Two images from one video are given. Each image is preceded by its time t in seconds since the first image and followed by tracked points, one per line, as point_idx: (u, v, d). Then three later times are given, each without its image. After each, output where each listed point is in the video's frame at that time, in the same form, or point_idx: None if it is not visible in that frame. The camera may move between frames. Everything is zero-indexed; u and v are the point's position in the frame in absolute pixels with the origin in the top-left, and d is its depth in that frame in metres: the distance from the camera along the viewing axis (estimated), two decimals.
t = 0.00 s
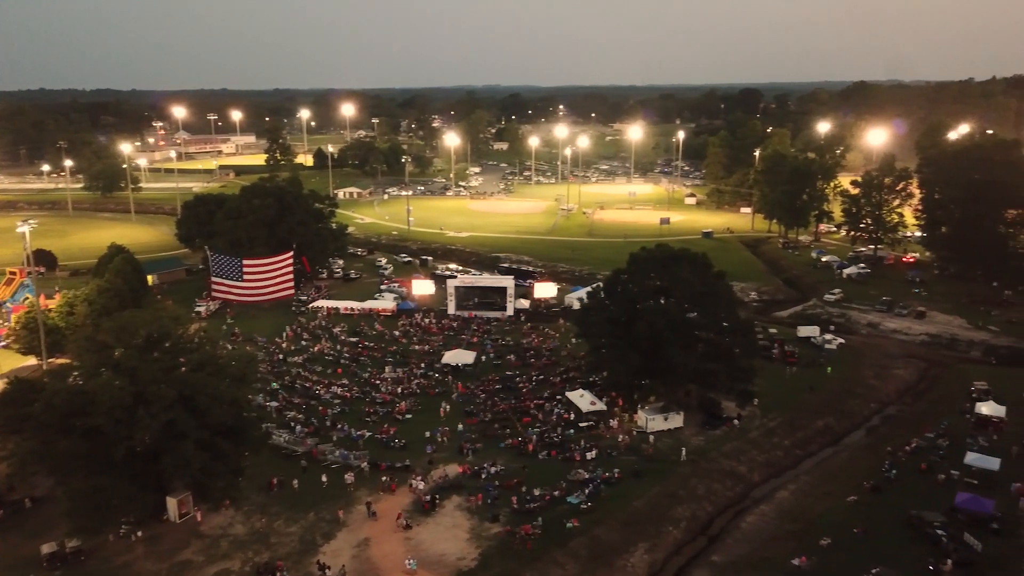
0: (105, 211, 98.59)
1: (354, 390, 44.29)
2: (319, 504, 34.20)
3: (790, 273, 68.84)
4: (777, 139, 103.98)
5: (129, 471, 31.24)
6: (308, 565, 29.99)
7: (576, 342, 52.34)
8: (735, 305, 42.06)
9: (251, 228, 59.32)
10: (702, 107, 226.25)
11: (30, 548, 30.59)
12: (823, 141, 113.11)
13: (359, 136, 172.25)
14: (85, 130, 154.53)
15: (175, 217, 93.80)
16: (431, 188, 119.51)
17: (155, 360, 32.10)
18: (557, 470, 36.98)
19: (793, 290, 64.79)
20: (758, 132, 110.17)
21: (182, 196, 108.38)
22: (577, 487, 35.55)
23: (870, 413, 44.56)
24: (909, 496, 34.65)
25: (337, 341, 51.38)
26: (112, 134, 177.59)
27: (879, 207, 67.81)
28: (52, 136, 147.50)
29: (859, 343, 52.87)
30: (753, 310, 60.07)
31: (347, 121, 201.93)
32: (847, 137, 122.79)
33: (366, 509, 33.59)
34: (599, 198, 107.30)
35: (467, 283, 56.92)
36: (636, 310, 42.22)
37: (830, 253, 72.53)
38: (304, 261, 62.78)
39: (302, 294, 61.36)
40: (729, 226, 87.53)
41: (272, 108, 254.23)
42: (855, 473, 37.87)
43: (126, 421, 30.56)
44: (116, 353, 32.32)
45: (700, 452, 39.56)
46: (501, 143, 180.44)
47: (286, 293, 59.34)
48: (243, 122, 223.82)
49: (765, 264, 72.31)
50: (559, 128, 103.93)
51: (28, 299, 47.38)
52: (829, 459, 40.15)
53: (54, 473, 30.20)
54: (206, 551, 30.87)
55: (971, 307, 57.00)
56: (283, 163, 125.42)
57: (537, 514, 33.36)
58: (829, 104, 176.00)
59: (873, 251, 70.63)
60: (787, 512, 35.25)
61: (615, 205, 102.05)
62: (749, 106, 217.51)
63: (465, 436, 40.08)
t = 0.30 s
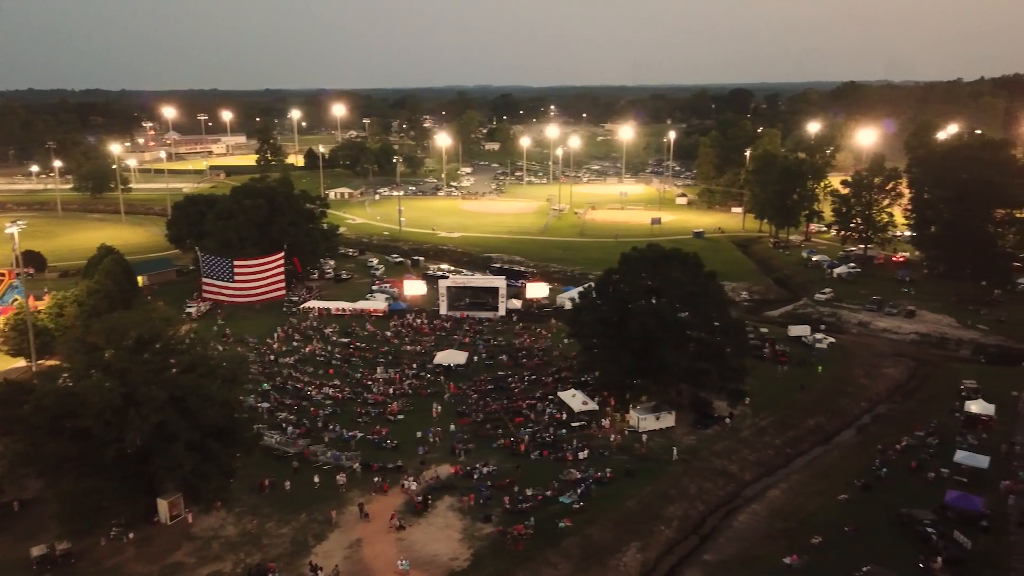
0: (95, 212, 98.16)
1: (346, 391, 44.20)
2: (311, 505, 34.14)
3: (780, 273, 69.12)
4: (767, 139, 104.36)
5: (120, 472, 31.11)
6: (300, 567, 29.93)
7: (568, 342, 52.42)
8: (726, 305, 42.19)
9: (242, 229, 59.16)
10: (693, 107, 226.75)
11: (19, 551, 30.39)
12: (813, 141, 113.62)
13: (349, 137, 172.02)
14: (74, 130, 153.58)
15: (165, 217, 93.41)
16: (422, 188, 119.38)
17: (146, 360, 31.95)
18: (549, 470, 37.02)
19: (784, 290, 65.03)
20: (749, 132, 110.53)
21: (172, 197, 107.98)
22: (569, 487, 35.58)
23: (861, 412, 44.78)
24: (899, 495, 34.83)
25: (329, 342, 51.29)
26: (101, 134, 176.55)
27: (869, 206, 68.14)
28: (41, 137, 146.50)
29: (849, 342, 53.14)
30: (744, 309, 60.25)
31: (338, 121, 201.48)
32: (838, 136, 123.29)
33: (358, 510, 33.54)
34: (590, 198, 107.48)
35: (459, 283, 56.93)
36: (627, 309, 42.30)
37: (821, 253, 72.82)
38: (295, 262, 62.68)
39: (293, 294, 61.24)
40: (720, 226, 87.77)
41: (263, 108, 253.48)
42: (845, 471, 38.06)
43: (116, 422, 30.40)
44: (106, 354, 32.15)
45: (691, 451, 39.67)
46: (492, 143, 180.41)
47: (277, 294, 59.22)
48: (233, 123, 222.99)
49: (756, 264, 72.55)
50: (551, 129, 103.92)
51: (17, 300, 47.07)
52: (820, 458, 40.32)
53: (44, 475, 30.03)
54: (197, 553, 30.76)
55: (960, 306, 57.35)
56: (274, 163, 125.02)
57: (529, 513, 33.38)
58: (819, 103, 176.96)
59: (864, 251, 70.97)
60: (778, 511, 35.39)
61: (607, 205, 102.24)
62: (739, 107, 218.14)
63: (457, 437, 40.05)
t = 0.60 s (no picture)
0: (81, 213, 97.54)
1: (335, 392, 44.08)
2: (300, 506, 34.04)
3: (768, 272, 69.40)
4: (755, 139, 104.80)
5: (107, 475, 30.89)
6: (289, 569, 29.84)
7: (557, 342, 52.47)
8: (715, 304, 42.34)
9: (230, 230, 58.93)
10: (682, 108, 227.41)
11: (6, 555, 30.14)
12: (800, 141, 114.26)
13: (338, 137, 171.56)
14: (59, 131, 152.35)
15: (152, 219, 92.90)
16: (411, 189, 119.17)
17: (133, 362, 31.74)
18: (538, 470, 37.03)
19: (773, 289, 65.32)
20: (737, 132, 110.98)
21: (159, 198, 107.36)
22: (559, 486, 35.63)
23: (848, 411, 45.05)
24: (887, 492, 35.03)
25: (318, 343, 51.15)
26: (88, 134, 175.18)
27: (857, 206, 68.55)
28: (26, 138, 145.20)
29: (837, 341, 53.45)
30: (732, 309, 60.48)
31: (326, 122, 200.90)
32: (825, 136, 123.99)
33: (348, 511, 33.46)
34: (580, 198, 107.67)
35: (448, 284, 56.93)
36: (617, 309, 42.40)
37: (808, 252, 73.17)
38: (284, 263, 62.50)
39: (282, 296, 61.07)
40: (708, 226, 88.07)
41: (251, 109, 252.35)
42: (833, 469, 38.27)
43: (103, 425, 30.21)
44: (93, 356, 31.90)
45: (681, 451, 39.79)
46: (481, 143, 180.29)
47: (265, 295, 59.02)
48: (220, 124, 221.87)
49: (745, 264, 72.84)
50: (540, 129, 104.01)
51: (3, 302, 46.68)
52: (808, 456, 40.52)
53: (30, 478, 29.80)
54: (186, 555, 30.60)
55: (947, 305, 57.79)
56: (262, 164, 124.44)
57: (519, 514, 33.39)
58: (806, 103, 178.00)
59: (851, 250, 71.42)
60: (767, 509, 35.54)
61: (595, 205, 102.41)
62: (727, 107, 218.97)
63: (447, 437, 40.04)
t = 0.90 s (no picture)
0: (68, 214, 97.01)
1: (325, 393, 43.98)
2: (291, 508, 33.91)
3: (758, 272, 69.67)
4: (744, 139, 105.15)
5: (96, 478, 30.69)
6: (280, 570, 29.76)
7: (548, 342, 52.51)
8: (705, 304, 42.45)
9: (219, 231, 58.75)
10: (671, 108, 228.00)
11: None
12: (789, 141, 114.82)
13: (328, 137, 171.06)
14: (46, 132, 151.23)
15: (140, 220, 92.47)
16: (401, 189, 118.96)
17: (122, 364, 31.56)
18: (530, 470, 37.04)
19: (762, 288, 65.60)
20: (726, 132, 111.39)
21: (147, 198, 106.83)
22: (550, 486, 35.66)
23: (838, 409, 45.28)
24: (876, 491, 35.20)
25: (308, 344, 51.03)
26: (75, 135, 173.89)
27: (845, 205, 68.87)
28: (12, 139, 144.07)
29: (827, 340, 53.72)
30: (722, 308, 60.69)
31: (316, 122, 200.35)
32: (814, 136, 124.56)
33: (339, 512, 33.39)
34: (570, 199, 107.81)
35: (439, 284, 56.91)
36: (607, 309, 42.49)
37: (798, 252, 73.48)
38: (273, 264, 62.31)
39: (272, 297, 60.84)
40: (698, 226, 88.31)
41: (239, 109, 251.21)
42: (823, 467, 38.44)
43: (92, 427, 30.02)
44: (81, 358, 31.71)
45: (671, 450, 39.90)
46: (471, 143, 180.26)
47: (255, 296, 58.82)
48: (209, 124, 220.82)
49: (734, 263, 73.09)
50: (529, 129, 104.06)
51: None
52: (798, 455, 40.69)
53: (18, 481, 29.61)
54: (177, 557, 30.44)
55: (935, 304, 58.15)
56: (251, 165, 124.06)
57: (510, 514, 33.38)
58: (795, 103, 179.11)
59: (840, 249, 71.79)
60: (758, 508, 35.66)
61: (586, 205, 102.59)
62: (717, 107, 219.63)
63: (438, 438, 40.00)
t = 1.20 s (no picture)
0: (53, 215, 96.20)
1: (313, 394, 43.87)
2: (279, 509, 33.80)
3: (745, 271, 69.97)
4: (731, 139, 105.63)
5: (82, 481, 30.47)
6: (268, 572, 29.65)
7: (537, 342, 52.58)
8: (692, 303, 42.61)
9: (206, 232, 58.48)
10: (659, 108, 228.52)
11: None
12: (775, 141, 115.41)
13: (316, 138, 170.41)
14: (29, 132, 149.71)
15: (126, 221, 92.00)
16: (389, 189, 118.70)
17: (108, 366, 31.35)
18: (519, 470, 37.06)
19: (750, 288, 65.88)
20: (714, 133, 111.83)
21: (133, 199, 106.09)
22: (540, 486, 35.69)
23: (825, 408, 45.56)
24: (863, 488, 35.43)
25: (296, 345, 50.88)
26: (59, 135, 172.27)
27: (832, 205, 69.29)
28: None
29: (814, 338, 54.02)
30: (710, 308, 60.92)
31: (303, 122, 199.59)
32: (801, 136, 125.25)
33: (327, 514, 33.30)
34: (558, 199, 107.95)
35: (427, 285, 56.89)
36: (595, 309, 42.58)
37: (785, 251, 73.85)
38: (261, 265, 62.06)
39: (259, 298, 60.62)
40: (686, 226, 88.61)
41: (226, 110, 249.69)
42: (811, 466, 38.64)
43: (78, 430, 29.81)
44: (67, 360, 31.48)
45: (660, 449, 40.02)
46: (459, 143, 180.06)
47: (242, 297, 58.59)
48: (195, 124, 219.37)
49: (722, 263, 73.35)
50: (517, 130, 104.02)
51: None
52: (786, 453, 40.89)
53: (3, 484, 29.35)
54: (164, 560, 30.25)
55: (921, 302, 58.60)
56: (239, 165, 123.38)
57: (499, 514, 33.39)
58: (781, 103, 180.28)
59: (826, 249, 72.22)
60: (746, 506, 35.81)
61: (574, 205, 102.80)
62: (704, 107, 220.38)
63: (427, 438, 39.96)
